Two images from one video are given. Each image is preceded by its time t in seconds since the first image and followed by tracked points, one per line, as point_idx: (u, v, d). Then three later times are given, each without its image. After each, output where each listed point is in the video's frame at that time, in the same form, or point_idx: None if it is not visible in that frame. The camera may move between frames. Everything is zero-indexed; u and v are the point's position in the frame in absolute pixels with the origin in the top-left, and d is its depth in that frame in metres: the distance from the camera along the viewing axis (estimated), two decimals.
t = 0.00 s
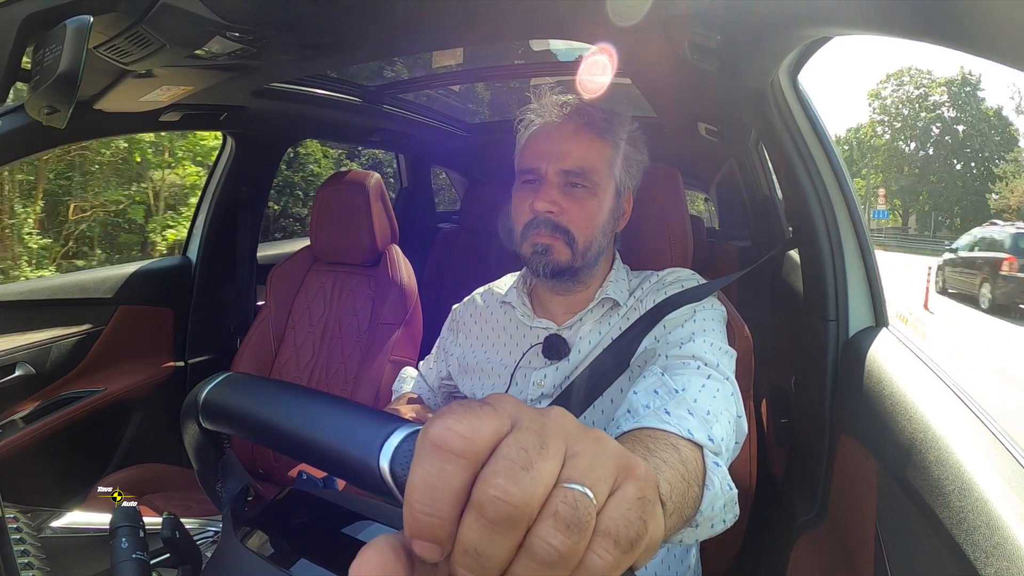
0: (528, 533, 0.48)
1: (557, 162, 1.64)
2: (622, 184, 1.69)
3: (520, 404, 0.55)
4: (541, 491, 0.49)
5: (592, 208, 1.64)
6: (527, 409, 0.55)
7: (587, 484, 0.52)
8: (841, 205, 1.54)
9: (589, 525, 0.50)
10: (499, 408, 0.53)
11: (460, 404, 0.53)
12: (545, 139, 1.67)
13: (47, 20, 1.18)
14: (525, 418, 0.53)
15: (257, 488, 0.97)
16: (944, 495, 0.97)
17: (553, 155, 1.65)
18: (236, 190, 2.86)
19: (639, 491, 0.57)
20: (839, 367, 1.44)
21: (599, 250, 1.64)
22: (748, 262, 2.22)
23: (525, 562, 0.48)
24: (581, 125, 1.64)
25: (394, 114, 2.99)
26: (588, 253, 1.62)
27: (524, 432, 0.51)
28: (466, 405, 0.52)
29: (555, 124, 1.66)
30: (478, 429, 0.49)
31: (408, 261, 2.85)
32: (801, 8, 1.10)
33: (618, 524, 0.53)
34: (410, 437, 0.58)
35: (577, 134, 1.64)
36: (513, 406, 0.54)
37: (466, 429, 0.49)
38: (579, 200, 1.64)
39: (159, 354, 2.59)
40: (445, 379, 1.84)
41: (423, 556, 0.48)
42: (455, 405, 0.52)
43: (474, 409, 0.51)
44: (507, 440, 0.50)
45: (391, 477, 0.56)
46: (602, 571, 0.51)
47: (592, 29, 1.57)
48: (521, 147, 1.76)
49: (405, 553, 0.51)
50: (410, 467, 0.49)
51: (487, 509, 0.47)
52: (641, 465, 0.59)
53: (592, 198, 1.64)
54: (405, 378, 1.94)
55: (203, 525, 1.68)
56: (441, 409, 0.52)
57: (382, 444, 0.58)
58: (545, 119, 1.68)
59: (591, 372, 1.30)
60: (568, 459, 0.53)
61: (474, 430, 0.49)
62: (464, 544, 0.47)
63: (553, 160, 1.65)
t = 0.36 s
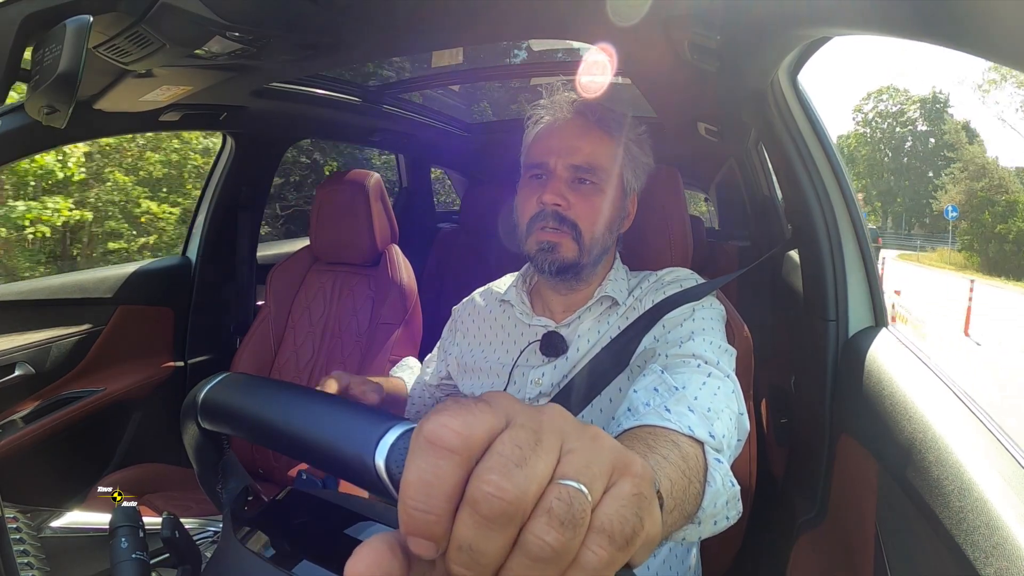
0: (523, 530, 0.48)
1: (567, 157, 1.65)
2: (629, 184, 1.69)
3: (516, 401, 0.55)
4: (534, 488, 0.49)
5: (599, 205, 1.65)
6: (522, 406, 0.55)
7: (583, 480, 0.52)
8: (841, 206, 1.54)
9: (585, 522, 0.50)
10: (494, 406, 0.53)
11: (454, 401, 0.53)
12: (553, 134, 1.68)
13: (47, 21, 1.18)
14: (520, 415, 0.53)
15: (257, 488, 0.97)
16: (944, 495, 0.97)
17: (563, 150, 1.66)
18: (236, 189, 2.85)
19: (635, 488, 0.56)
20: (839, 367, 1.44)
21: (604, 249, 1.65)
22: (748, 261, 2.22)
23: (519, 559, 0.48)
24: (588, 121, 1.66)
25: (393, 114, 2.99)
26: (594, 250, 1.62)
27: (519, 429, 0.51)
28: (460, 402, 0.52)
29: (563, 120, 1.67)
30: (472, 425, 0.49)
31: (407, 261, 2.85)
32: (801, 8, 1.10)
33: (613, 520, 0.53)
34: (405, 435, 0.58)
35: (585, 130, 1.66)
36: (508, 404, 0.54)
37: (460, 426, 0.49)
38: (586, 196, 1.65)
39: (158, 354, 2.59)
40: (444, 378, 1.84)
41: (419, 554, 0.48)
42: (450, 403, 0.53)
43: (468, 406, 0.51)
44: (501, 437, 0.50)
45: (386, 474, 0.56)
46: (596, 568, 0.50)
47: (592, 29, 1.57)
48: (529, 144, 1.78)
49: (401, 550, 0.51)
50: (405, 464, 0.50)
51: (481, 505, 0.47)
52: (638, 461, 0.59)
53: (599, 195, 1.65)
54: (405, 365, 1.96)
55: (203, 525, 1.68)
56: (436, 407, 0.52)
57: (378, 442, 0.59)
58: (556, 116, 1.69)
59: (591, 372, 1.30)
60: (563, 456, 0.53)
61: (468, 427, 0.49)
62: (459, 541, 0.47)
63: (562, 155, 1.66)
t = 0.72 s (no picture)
0: (524, 532, 0.48)
1: (574, 158, 1.66)
2: (638, 184, 1.69)
3: (517, 402, 0.55)
4: (536, 490, 0.49)
5: (608, 206, 1.65)
6: (523, 408, 0.55)
7: (584, 482, 0.52)
8: (841, 206, 1.53)
9: (586, 524, 0.50)
10: (496, 407, 0.53)
11: (455, 402, 0.53)
12: (561, 135, 1.69)
13: (47, 20, 1.18)
14: (522, 417, 0.53)
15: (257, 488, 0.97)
16: (943, 495, 0.97)
17: (572, 151, 1.66)
18: (236, 190, 2.85)
19: (636, 490, 0.56)
20: (839, 367, 1.44)
21: (613, 249, 1.65)
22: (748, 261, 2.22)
23: (519, 560, 0.48)
24: (593, 121, 1.66)
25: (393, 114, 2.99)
26: (603, 251, 1.62)
27: (520, 430, 0.51)
28: (461, 404, 0.52)
29: (569, 121, 1.69)
30: (473, 427, 0.49)
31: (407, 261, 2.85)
32: (801, 8, 1.10)
33: (615, 522, 0.53)
34: (407, 436, 0.58)
35: (592, 130, 1.66)
36: (510, 406, 0.54)
37: (462, 427, 0.49)
38: (595, 197, 1.65)
39: (158, 354, 2.59)
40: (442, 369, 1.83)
41: (420, 555, 0.48)
42: (451, 404, 0.52)
43: (469, 407, 0.51)
44: (503, 439, 0.50)
45: (388, 476, 0.56)
46: (598, 569, 0.51)
47: (592, 29, 1.57)
48: (538, 144, 1.78)
49: (402, 552, 0.51)
50: (406, 465, 0.49)
51: (482, 507, 0.47)
52: (639, 463, 0.59)
53: (609, 195, 1.65)
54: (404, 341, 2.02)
55: (203, 525, 1.68)
56: (437, 408, 0.52)
57: (379, 443, 0.59)
58: (563, 117, 1.71)
59: (591, 372, 1.30)
60: (565, 458, 0.53)
61: (469, 428, 0.49)
62: (460, 542, 0.47)
63: (571, 156, 1.66)
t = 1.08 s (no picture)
0: (508, 522, 0.48)
1: (569, 159, 1.66)
2: (633, 184, 1.69)
3: (503, 393, 0.55)
4: (519, 481, 0.48)
5: (603, 207, 1.65)
6: (508, 399, 0.55)
7: (570, 472, 0.52)
8: (841, 206, 1.54)
9: (571, 514, 0.50)
10: (479, 398, 0.53)
11: (439, 393, 0.53)
12: (557, 136, 1.69)
13: (47, 21, 1.18)
14: (506, 408, 0.53)
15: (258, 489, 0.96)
16: (944, 495, 0.97)
17: (568, 152, 1.67)
18: (236, 190, 2.86)
19: (624, 478, 0.56)
20: (839, 367, 1.44)
21: (608, 250, 1.65)
22: (747, 261, 2.22)
23: (505, 550, 0.48)
24: (586, 121, 1.67)
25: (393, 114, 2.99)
26: (597, 252, 1.62)
27: (504, 421, 0.51)
28: (445, 394, 0.52)
29: (563, 122, 1.69)
30: (455, 417, 0.49)
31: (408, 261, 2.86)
32: (802, 8, 1.09)
33: (602, 511, 0.53)
34: (393, 429, 0.59)
35: (588, 131, 1.67)
36: (494, 397, 0.54)
37: (444, 417, 0.49)
38: (590, 199, 1.65)
39: (158, 354, 2.59)
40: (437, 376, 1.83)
41: (407, 547, 0.49)
42: (436, 395, 0.53)
43: (451, 397, 0.52)
44: (487, 429, 0.50)
45: (375, 467, 0.57)
46: (585, 560, 0.50)
47: (592, 29, 1.57)
48: (534, 145, 1.79)
49: (390, 542, 0.51)
50: (392, 456, 0.50)
51: (464, 497, 0.47)
52: (626, 452, 0.59)
53: (604, 197, 1.65)
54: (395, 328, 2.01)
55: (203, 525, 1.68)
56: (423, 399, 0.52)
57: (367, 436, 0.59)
58: (557, 117, 1.72)
59: (591, 372, 1.30)
60: (550, 447, 0.53)
61: (452, 419, 0.49)
62: (445, 533, 0.47)
63: (567, 158, 1.67)
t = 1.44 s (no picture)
0: (519, 531, 0.48)
1: (593, 163, 1.64)
2: (658, 187, 1.68)
3: (518, 403, 0.55)
4: (530, 492, 0.48)
5: (627, 211, 1.64)
6: (520, 407, 0.55)
7: (581, 482, 0.52)
8: (841, 206, 1.54)
9: (581, 523, 0.50)
10: (491, 405, 0.53)
11: (451, 400, 0.53)
12: (580, 139, 1.67)
13: (47, 21, 1.18)
14: (518, 416, 0.53)
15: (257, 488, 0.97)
16: (944, 495, 0.97)
17: (591, 156, 1.64)
18: (236, 190, 2.85)
19: (633, 489, 0.56)
20: (839, 368, 1.44)
21: (630, 255, 1.64)
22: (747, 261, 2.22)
23: (515, 560, 0.48)
24: (608, 122, 1.64)
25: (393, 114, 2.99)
26: (620, 258, 1.62)
27: (517, 430, 0.51)
28: (458, 402, 0.52)
29: (586, 125, 1.67)
30: (467, 425, 0.49)
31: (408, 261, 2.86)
32: (801, 8, 1.09)
33: (611, 521, 0.53)
34: (404, 434, 0.58)
35: (613, 134, 1.63)
36: (505, 404, 0.54)
37: (457, 424, 0.49)
38: (614, 203, 1.64)
39: (158, 354, 2.59)
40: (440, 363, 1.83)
41: (417, 552, 0.48)
42: (449, 401, 0.53)
43: (465, 404, 0.51)
44: (500, 437, 0.50)
45: (386, 473, 0.56)
46: (595, 570, 0.50)
47: (592, 29, 1.57)
48: (556, 146, 1.76)
49: (403, 549, 0.51)
50: (403, 464, 0.50)
51: (477, 505, 0.47)
52: (637, 462, 0.59)
53: (628, 200, 1.64)
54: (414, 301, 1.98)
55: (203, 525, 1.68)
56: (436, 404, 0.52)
57: (377, 441, 0.59)
58: (578, 120, 1.70)
59: (592, 373, 1.29)
60: (561, 457, 0.52)
61: (465, 427, 0.49)
62: (456, 540, 0.47)
63: (591, 161, 1.64)
